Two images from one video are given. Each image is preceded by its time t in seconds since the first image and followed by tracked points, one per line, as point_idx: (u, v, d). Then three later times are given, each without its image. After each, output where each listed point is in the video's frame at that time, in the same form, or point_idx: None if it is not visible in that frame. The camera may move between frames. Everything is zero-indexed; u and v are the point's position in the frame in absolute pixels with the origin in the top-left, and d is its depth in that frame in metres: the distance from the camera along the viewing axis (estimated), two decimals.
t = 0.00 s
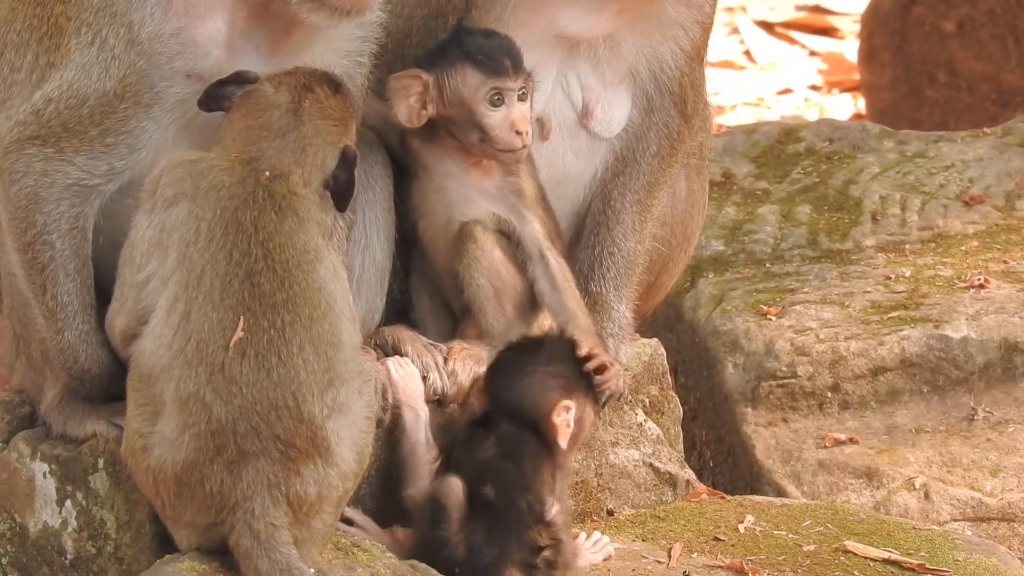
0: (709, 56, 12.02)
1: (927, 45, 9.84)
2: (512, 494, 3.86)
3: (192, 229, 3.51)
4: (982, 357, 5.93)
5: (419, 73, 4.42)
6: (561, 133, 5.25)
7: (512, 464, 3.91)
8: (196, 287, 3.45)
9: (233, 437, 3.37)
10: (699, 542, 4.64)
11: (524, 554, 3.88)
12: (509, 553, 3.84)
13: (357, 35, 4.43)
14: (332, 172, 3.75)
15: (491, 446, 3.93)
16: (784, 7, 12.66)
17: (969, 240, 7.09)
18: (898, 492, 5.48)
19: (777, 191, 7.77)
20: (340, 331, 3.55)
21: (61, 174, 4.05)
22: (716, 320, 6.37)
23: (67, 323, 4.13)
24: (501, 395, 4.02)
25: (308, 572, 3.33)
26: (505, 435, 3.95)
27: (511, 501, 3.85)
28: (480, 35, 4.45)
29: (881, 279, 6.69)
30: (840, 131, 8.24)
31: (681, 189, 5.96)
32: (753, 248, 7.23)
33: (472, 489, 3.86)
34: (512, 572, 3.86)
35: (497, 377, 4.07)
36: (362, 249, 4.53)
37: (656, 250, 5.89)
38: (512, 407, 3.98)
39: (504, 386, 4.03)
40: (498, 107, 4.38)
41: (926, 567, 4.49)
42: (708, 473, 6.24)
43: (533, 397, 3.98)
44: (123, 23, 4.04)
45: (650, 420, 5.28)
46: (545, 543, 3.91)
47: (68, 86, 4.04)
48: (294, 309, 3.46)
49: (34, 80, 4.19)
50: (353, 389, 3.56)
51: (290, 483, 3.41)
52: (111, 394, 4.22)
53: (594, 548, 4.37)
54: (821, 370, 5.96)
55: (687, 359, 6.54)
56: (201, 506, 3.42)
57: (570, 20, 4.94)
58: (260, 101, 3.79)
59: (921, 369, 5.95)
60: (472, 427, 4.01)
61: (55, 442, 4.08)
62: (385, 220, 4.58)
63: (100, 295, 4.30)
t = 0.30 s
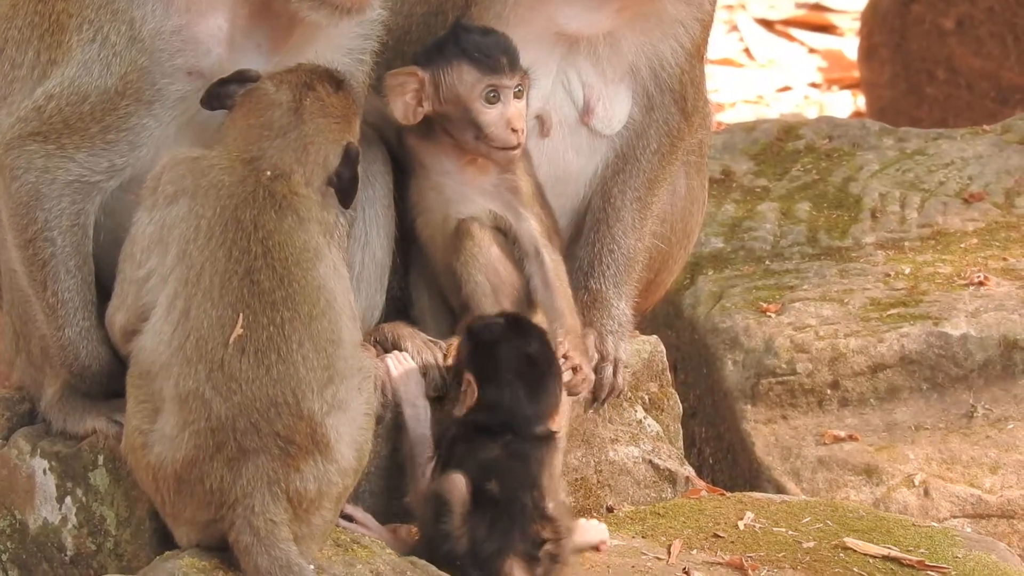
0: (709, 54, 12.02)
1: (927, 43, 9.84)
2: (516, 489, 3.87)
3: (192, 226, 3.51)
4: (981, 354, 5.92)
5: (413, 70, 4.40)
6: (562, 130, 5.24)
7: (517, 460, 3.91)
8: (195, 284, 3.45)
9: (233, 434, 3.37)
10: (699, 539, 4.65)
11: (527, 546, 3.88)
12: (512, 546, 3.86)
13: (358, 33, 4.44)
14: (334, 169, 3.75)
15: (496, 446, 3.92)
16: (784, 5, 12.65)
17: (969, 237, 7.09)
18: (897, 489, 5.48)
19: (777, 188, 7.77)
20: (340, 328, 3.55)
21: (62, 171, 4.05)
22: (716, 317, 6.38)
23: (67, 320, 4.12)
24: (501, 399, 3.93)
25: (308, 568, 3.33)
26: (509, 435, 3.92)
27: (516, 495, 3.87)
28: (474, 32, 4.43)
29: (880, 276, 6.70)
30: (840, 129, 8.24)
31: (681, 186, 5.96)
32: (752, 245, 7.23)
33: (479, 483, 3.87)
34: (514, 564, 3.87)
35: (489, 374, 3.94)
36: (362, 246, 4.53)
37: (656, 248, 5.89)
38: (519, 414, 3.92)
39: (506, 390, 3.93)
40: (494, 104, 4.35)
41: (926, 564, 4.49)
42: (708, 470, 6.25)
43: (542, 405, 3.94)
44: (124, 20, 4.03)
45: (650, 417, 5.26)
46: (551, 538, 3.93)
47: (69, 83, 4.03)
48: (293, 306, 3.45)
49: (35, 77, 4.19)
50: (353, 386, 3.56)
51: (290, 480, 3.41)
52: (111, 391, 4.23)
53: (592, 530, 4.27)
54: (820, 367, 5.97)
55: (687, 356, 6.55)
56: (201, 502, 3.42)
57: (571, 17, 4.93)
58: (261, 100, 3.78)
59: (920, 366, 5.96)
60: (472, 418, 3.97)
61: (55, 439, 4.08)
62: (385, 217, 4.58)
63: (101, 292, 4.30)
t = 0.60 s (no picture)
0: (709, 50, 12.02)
1: (926, 39, 9.84)
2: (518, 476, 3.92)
3: (193, 223, 3.51)
4: (981, 350, 5.91)
5: (427, 70, 4.37)
6: (562, 125, 5.22)
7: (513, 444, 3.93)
8: (196, 280, 3.45)
9: (233, 430, 3.37)
10: (698, 535, 4.65)
11: (534, 534, 3.97)
12: (518, 535, 3.93)
13: (359, 30, 4.46)
14: (337, 165, 3.76)
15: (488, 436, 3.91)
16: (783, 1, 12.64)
17: (968, 233, 7.09)
18: (897, 485, 5.48)
19: (776, 184, 7.77)
20: (341, 324, 3.55)
21: (63, 167, 4.04)
22: (716, 314, 6.38)
23: (67, 316, 4.12)
24: (494, 393, 3.90)
25: (307, 564, 3.33)
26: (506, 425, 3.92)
27: (518, 484, 3.92)
28: (494, 39, 4.44)
29: (880, 272, 6.69)
30: (840, 125, 8.24)
31: (681, 182, 5.97)
32: (752, 241, 7.24)
33: (480, 475, 3.88)
34: (522, 551, 3.95)
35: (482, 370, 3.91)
36: (362, 242, 4.54)
37: (656, 243, 5.89)
38: (513, 406, 3.92)
39: (499, 384, 3.91)
40: (504, 120, 4.41)
41: (925, 560, 4.49)
42: (708, 466, 6.25)
43: (535, 397, 3.95)
44: (124, 17, 4.03)
45: (650, 413, 5.25)
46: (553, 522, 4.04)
47: (69, 80, 4.02)
48: (294, 303, 3.45)
49: (35, 74, 4.15)
50: (353, 382, 3.56)
51: (290, 476, 3.41)
52: (112, 387, 4.23)
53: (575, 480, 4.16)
54: (820, 363, 5.97)
55: (687, 352, 6.55)
56: (201, 499, 3.42)
57: (570, 17, 4.94)
58: (262, 97, 3.76)
59: (920, 362, 5.95)
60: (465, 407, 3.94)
61: (55, 435, 4.08)
62: (385, 213, 4.59)
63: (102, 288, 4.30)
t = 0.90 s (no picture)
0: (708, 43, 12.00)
1: (925, 33, 9.83)
2: (513, 463, 3.92)
3: (192, 216, 3.50)
4: (980, 343, 5.91)
5: (433, 65, 4.38)
6: (559, 114, 5.25)
7: (502, 429, 3.94)
8: (195, 273, 3.44)
9: (231, 422, 3.36)
10: (697, 528, 4.64)
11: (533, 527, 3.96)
12: (522, 523, 3.91)
13: (357, 22, 4.45)
14: (337, 154, 3.74)
15: (477, 421, 3.92)
16: None
17: (968, 227, 7.08)
18: (896, 479, 5.48)
19: (775, 177, 7.77)
20: (339, 317, 3.54)
21: (61, 160, 4.03)
22: (714, 307, 6.37)
23: (66, 309, 4.11)
24: (473, 370, 3.93)
25: (306, 557, 3.33)
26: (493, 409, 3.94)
27: (514, 473, 3.91)
28: (500, 33, 4.42)
29: (879, 266, 6.69)
30: (839, 118, 8.23)
31: (679, 175, 5.95)
32: (751, 235, 7.23)
33: (477, 466, 3.88)
34: (527, 540, 3.93)
35: (464, 347, 3.95)
36: (361, 235, 4.53)
37: (654, 237, 5.88)
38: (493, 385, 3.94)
39: (478, 361, 3.94)
40: (511, 115, 4.40)
41: (924, 553, 4.49)
42: (707, 459, 6.25)
43: (514, 374, 3.98)
44: (122, 9, 4.03)
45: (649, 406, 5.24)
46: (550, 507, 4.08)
47: (67, 72, 4.02)
48: (293, 295, 3.45)
49: (34, 67, 4.18)
50: (351, 375, 3.56)
51: (288, 469, 3.40)
52: (110, 380, 4.21)
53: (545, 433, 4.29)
54: (819, 356, 5.97)
55: (686, 345, 6.54)
56: (200, 492, 3.41)
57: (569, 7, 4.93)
58: (259, 88, 3.76)
59: (919, 356, 5.94)
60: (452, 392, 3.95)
61: (53, 427, 4.07)
62: (383, 207, 4.58)
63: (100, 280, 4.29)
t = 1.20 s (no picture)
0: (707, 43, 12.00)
1: (925, 32, 9.84)
2: (507, 460, 3.95)
3: (192, 217, 3.50)
4: (980, 343, 5.91)
5: (428, 70, 4.36)
6: (554, 111, 5.26)
7: (496, 426, 3.96)
8: (195, 273, 3.44)
9: (231, 423, 3.36)
10: (697, 529, 4.64)
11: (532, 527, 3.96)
12: (518, 522, 3.92)
13: (356, 21, 4.41)
14: (334, 153, 3.74)
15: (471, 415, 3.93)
16: None
17: (967, 226, 7.08)
18: (896, 479, 5.48)
19: (775, 177, 7.77)
20: (339, 318, 3.54)
21: (60, 161, 4.03)
22: (714, 306, 6.38)
23: (65, 310, 4.10)
24: (468, 360, 3.92)
25: (306, 558, 3.33)
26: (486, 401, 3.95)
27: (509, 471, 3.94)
28: (495, 39, 4.42)
29: (879, 265, 6.69)
30: (839, 117, 8.23)
31: (678, 173, 5.94)
32: (750, 234, 7.22)
33: (471, 464, 3.90)
34: (523, 539, 3.93)
35: (460, 341, 3.93)
36: (361, 236, 4.54)
37: (655, 237, 5.86)
38: (489, 377, 3.93)
39: (473, 352, 3.93)
40: (506, 120, 4.38)
41: (924, 554, 4.49)
42: (707, 459, 6.25)
43: (508, 365, 3.96)
44: (121, 10, 4.03)
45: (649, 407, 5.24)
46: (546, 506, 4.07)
47: (66, 73, 4.02)
48: (293, 296, 3.45)
49: (33, 67, 4.18)
50: (351, 376, 3.56)
51: (288, 470, 3.40)
52: (109, 381, 4.21)
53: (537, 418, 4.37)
54: (819, 356, 5.96)
55: (686, 345, 6.54)
56: (199, 492, 3.41)
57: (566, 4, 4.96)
58: (256, 87, 3.75)
59: (919, 355, 5.94)
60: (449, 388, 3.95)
61: (53, 428, 4.06)
62: (383, 207, 4.58)
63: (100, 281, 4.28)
